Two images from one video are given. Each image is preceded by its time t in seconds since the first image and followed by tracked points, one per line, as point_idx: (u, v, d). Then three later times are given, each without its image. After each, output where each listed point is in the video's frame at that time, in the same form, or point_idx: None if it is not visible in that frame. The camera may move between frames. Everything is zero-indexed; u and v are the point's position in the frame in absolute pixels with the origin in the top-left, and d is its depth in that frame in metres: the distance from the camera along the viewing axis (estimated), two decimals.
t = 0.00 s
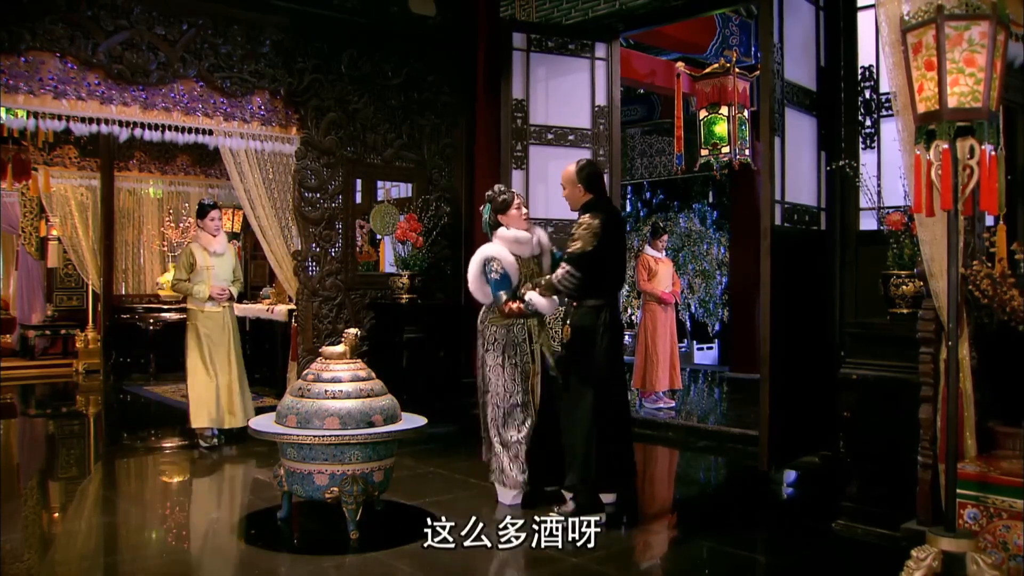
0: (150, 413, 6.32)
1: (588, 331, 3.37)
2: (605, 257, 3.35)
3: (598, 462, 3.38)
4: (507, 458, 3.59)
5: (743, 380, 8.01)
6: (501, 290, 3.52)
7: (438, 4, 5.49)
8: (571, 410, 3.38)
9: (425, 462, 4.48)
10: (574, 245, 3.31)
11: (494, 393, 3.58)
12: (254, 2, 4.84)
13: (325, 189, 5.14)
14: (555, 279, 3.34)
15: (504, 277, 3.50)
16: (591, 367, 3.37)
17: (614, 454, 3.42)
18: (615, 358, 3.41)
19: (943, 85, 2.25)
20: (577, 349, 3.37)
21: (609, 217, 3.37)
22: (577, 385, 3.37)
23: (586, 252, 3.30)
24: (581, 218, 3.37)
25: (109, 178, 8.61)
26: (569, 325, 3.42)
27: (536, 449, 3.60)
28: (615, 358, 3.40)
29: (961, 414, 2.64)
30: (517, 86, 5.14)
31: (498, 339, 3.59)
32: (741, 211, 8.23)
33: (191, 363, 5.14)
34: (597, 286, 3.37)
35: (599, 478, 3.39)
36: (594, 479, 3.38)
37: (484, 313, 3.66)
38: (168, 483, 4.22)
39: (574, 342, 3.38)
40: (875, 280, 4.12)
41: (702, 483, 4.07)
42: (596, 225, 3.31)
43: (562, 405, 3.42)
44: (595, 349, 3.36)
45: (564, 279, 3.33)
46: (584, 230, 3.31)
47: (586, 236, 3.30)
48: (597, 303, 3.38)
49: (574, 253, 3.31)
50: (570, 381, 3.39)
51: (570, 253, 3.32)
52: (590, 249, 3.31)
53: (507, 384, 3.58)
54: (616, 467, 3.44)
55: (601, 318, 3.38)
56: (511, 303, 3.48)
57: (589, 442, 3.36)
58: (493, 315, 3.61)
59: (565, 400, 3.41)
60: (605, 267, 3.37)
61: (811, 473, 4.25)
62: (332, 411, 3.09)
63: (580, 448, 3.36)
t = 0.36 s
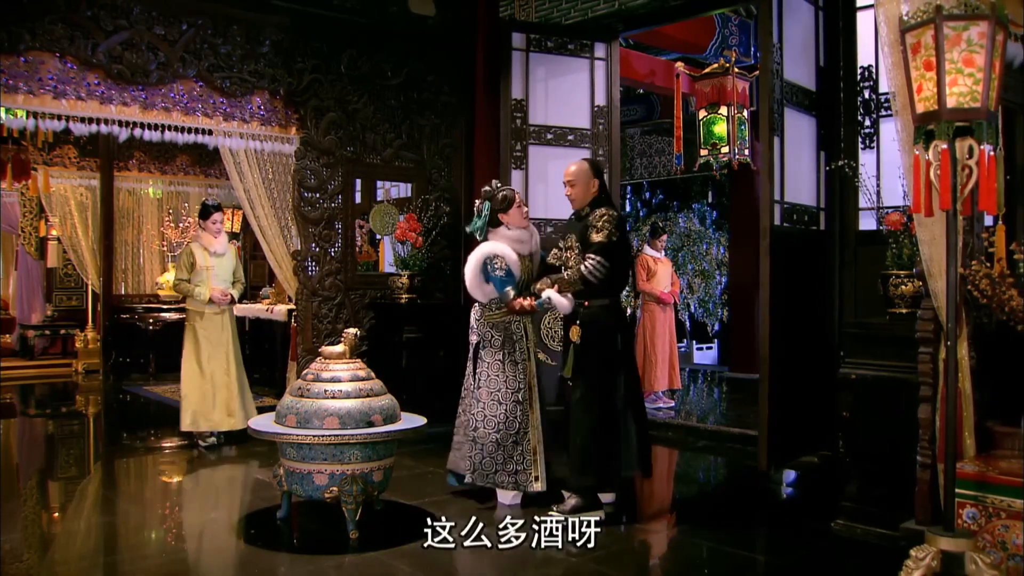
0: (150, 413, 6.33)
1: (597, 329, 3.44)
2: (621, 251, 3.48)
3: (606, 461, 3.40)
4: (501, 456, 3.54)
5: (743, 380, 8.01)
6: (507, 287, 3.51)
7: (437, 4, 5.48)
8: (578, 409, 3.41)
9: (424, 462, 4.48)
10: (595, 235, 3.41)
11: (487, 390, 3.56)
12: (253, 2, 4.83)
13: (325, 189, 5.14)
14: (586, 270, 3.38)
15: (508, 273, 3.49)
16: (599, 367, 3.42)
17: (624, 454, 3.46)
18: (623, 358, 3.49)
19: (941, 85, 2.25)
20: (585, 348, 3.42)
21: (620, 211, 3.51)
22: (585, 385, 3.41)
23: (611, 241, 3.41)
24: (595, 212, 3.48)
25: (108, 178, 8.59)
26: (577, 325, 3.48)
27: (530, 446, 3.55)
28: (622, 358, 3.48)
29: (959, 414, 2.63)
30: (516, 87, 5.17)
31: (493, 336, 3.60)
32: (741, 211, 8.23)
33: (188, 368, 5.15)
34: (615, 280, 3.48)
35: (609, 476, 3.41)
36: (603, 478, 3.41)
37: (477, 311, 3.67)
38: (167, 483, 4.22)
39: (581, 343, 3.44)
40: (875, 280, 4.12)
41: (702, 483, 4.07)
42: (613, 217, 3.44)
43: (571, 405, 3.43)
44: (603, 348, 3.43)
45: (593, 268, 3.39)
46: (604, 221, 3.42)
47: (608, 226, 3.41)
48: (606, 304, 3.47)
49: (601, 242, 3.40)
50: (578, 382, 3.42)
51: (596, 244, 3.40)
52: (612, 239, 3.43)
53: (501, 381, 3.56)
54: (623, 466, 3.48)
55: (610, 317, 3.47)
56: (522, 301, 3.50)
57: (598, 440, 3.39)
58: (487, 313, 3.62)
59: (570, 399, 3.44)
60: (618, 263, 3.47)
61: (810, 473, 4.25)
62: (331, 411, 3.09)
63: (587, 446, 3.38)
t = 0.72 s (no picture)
0: (150, 413, 6.33)
1: (589, 329, 3.41)
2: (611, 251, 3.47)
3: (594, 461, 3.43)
4: (497, 450, 3.62)
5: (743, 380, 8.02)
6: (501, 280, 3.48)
7: (437, 4, 5.48)
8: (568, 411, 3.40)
9: (424, 461, 4.49)
10: (585, 238, 3.41)
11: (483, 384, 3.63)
12: (253, 2, 4.84)
13: (324, 189, 5.14)
14: (586, 273, 3.38)
15: (501, 268, 3.49)
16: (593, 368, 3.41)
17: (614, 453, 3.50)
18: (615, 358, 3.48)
19: (939, 86, 2.25)
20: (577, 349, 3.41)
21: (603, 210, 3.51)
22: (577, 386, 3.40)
23: (601, 241, 3.41)
24: (580, 213, 3.47)
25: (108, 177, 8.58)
26: (571, 326, 3.43)
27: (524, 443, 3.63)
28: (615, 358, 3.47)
29: (956, 414, 2.63)
30: (514, 87, 5.18)
31: (487, 331, 3.63)
32: (740, 211, 8.24)
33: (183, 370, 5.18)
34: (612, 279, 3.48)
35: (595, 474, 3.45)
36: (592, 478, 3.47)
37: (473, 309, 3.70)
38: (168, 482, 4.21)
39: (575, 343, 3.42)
40: (873, 280, 4.07)
41: (701, 482, 4.08)
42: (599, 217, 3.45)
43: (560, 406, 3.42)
44: (596, 349, 3.41)
45: (592, 272, 3.39)
46: (592, 222, 3.42)
47: (596, 227, 3.41)
48: (599, 302, 3.43)
49: (592, 244, 3.39)
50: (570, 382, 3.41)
51: (588, 247, 3.40)
52: (601, 239, 3.43)
53: (496, 375, 3.62)
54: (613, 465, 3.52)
55: (603, 316, 3.44)
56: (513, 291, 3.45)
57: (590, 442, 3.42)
58: (482, 310, 3.65)
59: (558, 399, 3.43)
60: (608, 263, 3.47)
61: (808, 472, 4.26)
62: (330, 411, 3.10)
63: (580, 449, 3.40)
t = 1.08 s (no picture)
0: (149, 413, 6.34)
1: (569, 333, 3.41)
2: (587, 256, 3.38)
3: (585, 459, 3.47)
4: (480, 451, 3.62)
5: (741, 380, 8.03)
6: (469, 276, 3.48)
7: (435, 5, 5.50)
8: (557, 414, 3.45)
9: (422, 460, 4.51)
10: (558, 246, 3.35)
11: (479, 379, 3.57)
12: (252, 3, 4.85)
13: (324, 189, 5.17)
14: (552, 280, 3.30)
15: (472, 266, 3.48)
16: (575, 373, 3.41)
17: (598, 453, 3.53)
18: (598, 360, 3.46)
19: (931, 87, 2.27)
20: (562, 355, 3.40)
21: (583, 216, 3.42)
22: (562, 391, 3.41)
23: (577, 251, 3.33)
24: (559, 217, 3.39)
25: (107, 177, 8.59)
26: (551, 329, 3.44)
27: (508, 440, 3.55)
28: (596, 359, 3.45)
29: (950, 412, 2.65)
30: (512, 88, 5.19)
31: (467, 332, 3.61)
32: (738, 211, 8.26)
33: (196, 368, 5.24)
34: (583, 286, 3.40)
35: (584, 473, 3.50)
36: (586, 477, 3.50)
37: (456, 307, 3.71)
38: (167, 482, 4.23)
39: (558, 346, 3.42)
40: (868, 279, 4.10)
41: (699, 481, 4.10)
42: (578, 224, 3.37)
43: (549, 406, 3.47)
44: (578, 352, 3.41)
45: (559, 280, 3.30)
46: (570, 228, 3.35)
47: (573, 234, 3.34)
48: (576, 302, 3.40)
49: (566, 253, 3.33)
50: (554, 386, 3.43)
51: (559, 255, 3.34)
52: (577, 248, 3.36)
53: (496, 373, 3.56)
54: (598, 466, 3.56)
55: (582, 319, 3.42)
56: (478, 285, 3.42)
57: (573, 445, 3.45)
58: (463, 308, 3.65)
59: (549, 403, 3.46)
60: (584, 267, 3.37)
61: (805, 471, 4.28)
62: (328, 410, 3.12)
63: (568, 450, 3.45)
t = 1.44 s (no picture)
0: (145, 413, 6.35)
1: (543, 333, 3.22)
2: (549, 258, 3.17)
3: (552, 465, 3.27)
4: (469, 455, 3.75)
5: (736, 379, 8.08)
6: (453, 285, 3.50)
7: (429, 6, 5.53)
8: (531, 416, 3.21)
9: (417, 459, 4.55)
10: (517, 251, 3.16)
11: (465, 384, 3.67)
12: (247, 5, 4.89)
13: (319, 189, 5.22)
14: (501, 289, 3.18)
15: (458, 274, 3.50)
16: (553, 373, 3.21)
17: (576, 458, 3.33)
18: (575, 361, 3.27)
19: (915, 90, 2.31)
20: (537, 353, 3.21)
21: (547, 217, 3.20)
22: (541, 391, 3.20)
23: (532, 257, 3.12)
24: (521, 220, 3.18)
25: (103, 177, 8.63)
26: (525, 329, 3.22)
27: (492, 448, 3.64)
28: (575, 361, 3.26)
29: (935, 410, 2.69)
30: (506, 89, 5.20)
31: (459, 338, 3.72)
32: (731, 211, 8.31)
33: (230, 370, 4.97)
34: (546, 290, 3.20)
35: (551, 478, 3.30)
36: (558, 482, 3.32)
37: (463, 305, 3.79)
38: (164, 481, 4.25)
39: (530, 345, 3.22)
40: (858, 279, 4.21)
41: (692, 480, 4.14)
42: (538, 228, 3.16)
43: (521, 409, 3.23)
44: (557, 352, 3.23)
45: (512, 286, 3.16)
46: (529, 234, 3.14)
47: (533, 240, 3.14)
48: (552, 301, 3.24)
49: (522, 259, 3.14)
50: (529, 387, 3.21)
51: (516, 260, 3.16)
52: (536, 252, 3.15)
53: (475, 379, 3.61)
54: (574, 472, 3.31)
55: (555, 319, 3.25)
56: (455, 299, 3.44)
57: (552, 449, 3.23)
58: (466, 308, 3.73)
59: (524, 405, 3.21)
60: (548, 268, 3.18)
61: (797, 469, 4.33)
62: (323, 408, 3.15)
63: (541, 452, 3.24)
